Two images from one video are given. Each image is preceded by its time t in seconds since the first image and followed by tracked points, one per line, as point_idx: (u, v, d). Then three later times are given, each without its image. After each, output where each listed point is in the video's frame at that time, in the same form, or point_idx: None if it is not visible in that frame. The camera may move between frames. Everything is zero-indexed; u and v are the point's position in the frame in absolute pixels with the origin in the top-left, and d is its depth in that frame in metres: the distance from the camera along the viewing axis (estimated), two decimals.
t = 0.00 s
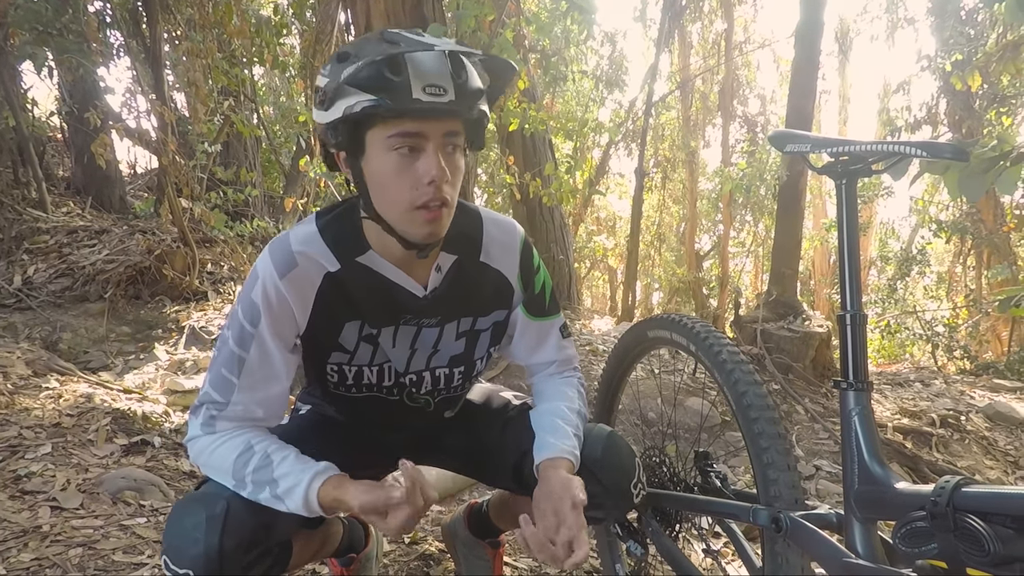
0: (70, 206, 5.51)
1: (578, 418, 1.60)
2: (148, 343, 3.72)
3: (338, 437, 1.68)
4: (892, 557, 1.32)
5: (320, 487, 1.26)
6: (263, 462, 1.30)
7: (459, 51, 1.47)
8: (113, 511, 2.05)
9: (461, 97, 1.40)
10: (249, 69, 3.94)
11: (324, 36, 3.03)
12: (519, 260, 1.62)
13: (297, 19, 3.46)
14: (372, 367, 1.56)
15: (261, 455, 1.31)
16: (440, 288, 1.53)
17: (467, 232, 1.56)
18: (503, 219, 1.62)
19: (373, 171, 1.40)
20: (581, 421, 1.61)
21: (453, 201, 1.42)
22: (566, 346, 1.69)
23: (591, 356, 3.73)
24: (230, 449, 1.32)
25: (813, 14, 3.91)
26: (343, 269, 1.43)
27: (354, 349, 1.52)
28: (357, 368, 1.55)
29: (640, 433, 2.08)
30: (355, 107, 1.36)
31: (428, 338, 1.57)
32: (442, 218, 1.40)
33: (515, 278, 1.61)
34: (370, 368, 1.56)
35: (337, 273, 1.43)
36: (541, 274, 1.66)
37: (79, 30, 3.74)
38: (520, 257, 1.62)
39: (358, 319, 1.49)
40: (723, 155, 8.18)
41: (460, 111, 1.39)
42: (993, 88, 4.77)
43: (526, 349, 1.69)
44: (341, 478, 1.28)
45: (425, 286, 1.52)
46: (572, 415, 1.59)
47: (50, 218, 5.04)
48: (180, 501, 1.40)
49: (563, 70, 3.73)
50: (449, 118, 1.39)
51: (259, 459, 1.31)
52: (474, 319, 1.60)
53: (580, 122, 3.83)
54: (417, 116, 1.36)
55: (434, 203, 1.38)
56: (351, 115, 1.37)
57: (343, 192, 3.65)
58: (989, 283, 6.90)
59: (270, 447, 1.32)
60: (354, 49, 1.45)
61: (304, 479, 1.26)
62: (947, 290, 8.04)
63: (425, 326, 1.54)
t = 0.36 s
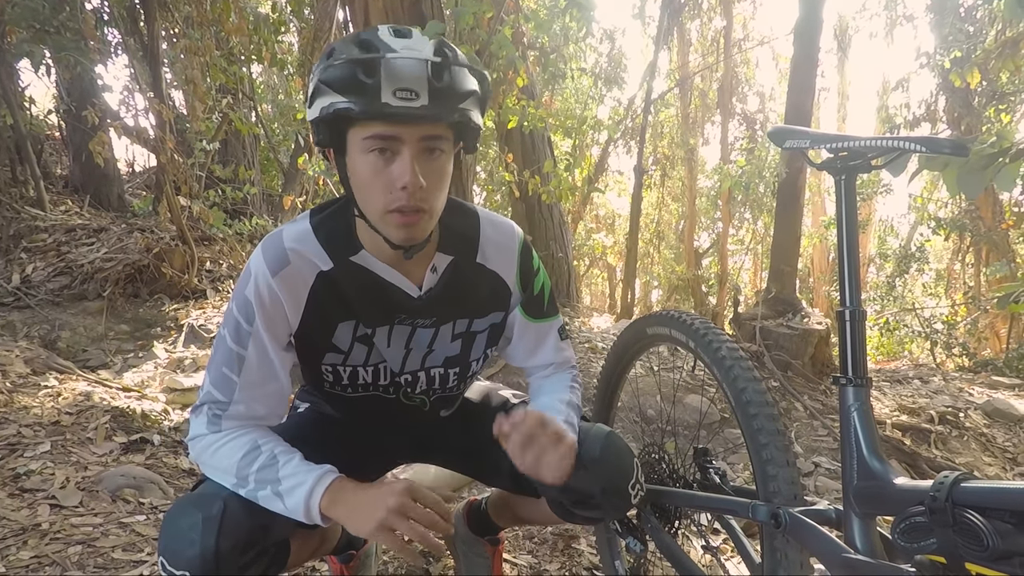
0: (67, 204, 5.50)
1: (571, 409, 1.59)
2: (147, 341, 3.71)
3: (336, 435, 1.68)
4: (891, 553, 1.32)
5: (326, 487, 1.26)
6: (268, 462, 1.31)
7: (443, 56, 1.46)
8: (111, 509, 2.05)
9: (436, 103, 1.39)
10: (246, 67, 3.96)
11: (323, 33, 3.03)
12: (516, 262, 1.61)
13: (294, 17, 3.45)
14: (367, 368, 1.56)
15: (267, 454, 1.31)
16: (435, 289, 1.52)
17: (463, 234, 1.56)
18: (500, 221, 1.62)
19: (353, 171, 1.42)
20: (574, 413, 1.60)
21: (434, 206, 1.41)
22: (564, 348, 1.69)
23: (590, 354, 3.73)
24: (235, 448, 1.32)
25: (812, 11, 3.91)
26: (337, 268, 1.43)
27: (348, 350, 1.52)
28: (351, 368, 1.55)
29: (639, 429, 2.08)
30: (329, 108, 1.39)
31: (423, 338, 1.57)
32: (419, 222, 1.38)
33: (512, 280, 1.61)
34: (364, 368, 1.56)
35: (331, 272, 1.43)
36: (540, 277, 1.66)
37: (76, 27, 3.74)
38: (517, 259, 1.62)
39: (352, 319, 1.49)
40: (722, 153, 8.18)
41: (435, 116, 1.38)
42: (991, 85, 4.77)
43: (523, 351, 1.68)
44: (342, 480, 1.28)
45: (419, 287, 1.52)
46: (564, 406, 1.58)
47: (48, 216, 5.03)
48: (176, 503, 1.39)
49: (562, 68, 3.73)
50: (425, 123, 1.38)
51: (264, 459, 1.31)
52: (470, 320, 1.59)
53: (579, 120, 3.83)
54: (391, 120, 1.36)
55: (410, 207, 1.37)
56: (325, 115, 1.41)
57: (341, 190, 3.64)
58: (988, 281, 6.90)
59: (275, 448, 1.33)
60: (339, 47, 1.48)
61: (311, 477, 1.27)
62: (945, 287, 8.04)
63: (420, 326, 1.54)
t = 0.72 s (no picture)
0: (68, 206, 5.50)
1: (563, 400, 1.59)
2: (147, 342, 3.72)
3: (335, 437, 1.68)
4: (891, 554, 1.32)
5: (329, 491, 1.25)
6: (270, 466, 1.30)
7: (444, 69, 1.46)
8: (112, 511, 2.05)
9: (437, 116, 1.39)
10: (246, 68, 3.95)
11: (323, 34, 3.03)
12: (519, 266, 1.62)
13: (294, 17, 3.46)
14: (370, 371, 1.56)
15: (269, 458, 1.31)
16: (439, 293, 1.53)
17: (466, 238, 1.56)
18: (503, 225, 1.63)
19: (355, 181, 1.42)
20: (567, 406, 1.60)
21: (436, 217, 1.40)
22: (566, 351, 1.68)
23: (590, 354, 3.73)
24: (236, 451, 1.32)
25: (812, 11, 3.91)
26: (343, 272, 1.44)
27: (352, 353, 1.52)
28: (355, 371, 1.55)
29: (639, 430, 2.08)
30: (330, 121, 1.40)
31: (427, 341, 1.57)
32: (421, 231, 1.38)
33: (516, 285, 1.61)
34: (368, 371, 1.56)
35: (337, 275, 1.43)
36: (543, 280, 1.66)
37: (77, 29, 3.76)
38: (520, 263, 1.62)
39: (357, 323, 1.49)
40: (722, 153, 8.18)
41: (435, 131, 1.37)
42: (991, 85, 4.77)
43: (525, 354, 1.68)
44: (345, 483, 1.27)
45: (424, 290, 1.52)
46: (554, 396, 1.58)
47: (48, 217, 5.03)
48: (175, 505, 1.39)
49: (562, 68, 3.73)
50: (425, 136, 1.37)
51: (266, 463, 1.31)
52: (474, 324, 1.59)
53: (579, 121, 3.83)
54: (391, 133, 1.36)
55: (411, 218, 1.36)
56: (327, 127, 1.42)
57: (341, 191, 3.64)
58: (987, 281, 6.90)
59: (277, 451, 1.33)
60: (342, 58, 1.48)
61: (312, 481, 1.26)
62: (945, 288, 8.04)
63: (424, 329, 1.54)
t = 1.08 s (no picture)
0: (67, 207, 5.50)
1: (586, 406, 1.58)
2: (146, 344, 3.72)
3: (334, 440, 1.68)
4: (891, 556, 1.32)
5: (315, 496, 1.24)
6: (258, 469, 1.30)
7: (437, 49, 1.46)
8: (110, 513, 2.04)
9: (431, 97, 1.39)
10: (245, 70, 3.96)
11: (323, 37, 3.04)
12: (516, 262, 1.61)
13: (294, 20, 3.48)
14: (368, 370, 1.56)
15: (257, 461, 1.31)
16: (437, 289, 1.53)
17: (463, 235, 1.56)
18: (498, 221, 1.63)
19: (351, 172, 1.43)
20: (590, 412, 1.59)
21: (432, 204, 1.41)
22: (565, 349, 1.69)
23: (589, 356, 3.73)
24: (226, 453, 1.32)
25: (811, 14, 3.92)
26: (338, 270, 1.44)
27: (350, 352, 1.53)
28: (353, 370, 1.55)
29: (638, 432, 2.08)
30: (324, 108, 1.40)
31: (424, 340, 1.57)
32: (418, 220, 1.39)
33: (513, 281, 1.61)
34: (366, 370, 1.56)
35: (332, 274, 1.43)
36: (539, 277, 1.66)
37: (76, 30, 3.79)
38: (517, 259, 1.62)
39: (353, 321, 1.49)
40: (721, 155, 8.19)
41: (431, 112, 1.37)
42: (989, 88, 4.78)
43: (525, 354, 1.68)
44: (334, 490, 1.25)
45: (420, 288, 1.52)
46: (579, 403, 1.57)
47: (47, 219, 5.03)
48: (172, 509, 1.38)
49: (561, 71, 3.75)
50: (421, 119, 1.38)
51: (254, 466, 1.30)
52: (471, 322, 1.59)
53: (578, 123, 3.84)
54: (387, 117, 1.36)
55: (408, 205, 1.37)
56: (321, 115, 1.42)
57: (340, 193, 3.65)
58: (986, 283, 6.91)
59: (266, 454, 1.32)
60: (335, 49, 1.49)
61: (296, 487, 1.25)
62: (944, 290, 8.06)
63: (421, 328, 1.54)
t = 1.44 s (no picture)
0: (64, 206, 5.49)
1: (580, 412, 1.59)
2: (145, 344, 3.71)
3: (334, 438, 1.68)
4: (890, 553, 1.32)
5: (310, 498, 1.25)
6: (257, 467, 1.30)
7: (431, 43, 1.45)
8: (109, 512, 2.04)
9: (425, 92, 1.38)
10: (243, 68, 4.00)
11: (322, 35, 3.03)
12: (515, 263, 1.61)
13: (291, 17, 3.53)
14: (368, 368, 1.56)
15: (256, 459, 1.31)
16: (435, 288, 1.53)
17: (462, 234, 1.56)
18: (498, 221, 1.62)
19: (348, 169, 1.43)
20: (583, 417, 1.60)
21: (428, 200, 1.41)
22: (566, 348, 1.69)
23: (588, 355, 3.73)
24: (226, 450, 1.32)
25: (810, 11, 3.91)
26: (338, 266, 1.44)
27: (350, 349, 1.53)
28: (353, 367, 1.55)
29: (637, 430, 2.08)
30: (319, 105, 1.40)
31: (423, 338, 1.57)
32: (415, 216, 1.39)
33: (513, 281, 1.61)
34: (365, 368, 1.56)
35: (332, 270, 1.43)
36: (539, 277, 1.66)
37: (73, 29, 3.79)
38: (516, 260, 1.61)
39: (353, 318, 1.49)
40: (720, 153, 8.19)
41: (424, 106, 1.37)
42: (988, 85, 4.78)
43: (525, 352, 1.68)
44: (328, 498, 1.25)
45: (419, 287, 1.52)
46: (575, 407, 1.58)
47: (44, 218, 5.01)
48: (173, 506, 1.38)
49: (559, 69, 3.75)
50: (415, 114, 1.38)
51: (253, 464, 1.30)
52: (470, 321, 1.59)
53: (577, 121, 3.84)
54: (381, 113, 1.36)
55: (404, 202, 1.37)
56: (316, 112, 1.42)
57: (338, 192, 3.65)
58: (984, 280, 6.92)
59: (265, 452, 1.32)
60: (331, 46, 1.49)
61: (293, 488, 1.25)
62: (942, 287, 8.06)
63: (420, 326, 1.54)
